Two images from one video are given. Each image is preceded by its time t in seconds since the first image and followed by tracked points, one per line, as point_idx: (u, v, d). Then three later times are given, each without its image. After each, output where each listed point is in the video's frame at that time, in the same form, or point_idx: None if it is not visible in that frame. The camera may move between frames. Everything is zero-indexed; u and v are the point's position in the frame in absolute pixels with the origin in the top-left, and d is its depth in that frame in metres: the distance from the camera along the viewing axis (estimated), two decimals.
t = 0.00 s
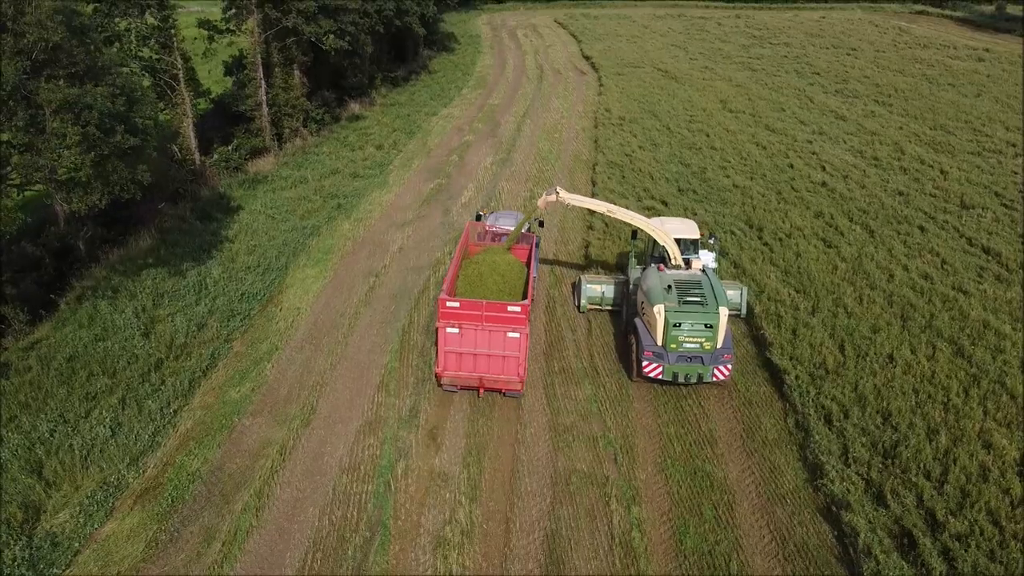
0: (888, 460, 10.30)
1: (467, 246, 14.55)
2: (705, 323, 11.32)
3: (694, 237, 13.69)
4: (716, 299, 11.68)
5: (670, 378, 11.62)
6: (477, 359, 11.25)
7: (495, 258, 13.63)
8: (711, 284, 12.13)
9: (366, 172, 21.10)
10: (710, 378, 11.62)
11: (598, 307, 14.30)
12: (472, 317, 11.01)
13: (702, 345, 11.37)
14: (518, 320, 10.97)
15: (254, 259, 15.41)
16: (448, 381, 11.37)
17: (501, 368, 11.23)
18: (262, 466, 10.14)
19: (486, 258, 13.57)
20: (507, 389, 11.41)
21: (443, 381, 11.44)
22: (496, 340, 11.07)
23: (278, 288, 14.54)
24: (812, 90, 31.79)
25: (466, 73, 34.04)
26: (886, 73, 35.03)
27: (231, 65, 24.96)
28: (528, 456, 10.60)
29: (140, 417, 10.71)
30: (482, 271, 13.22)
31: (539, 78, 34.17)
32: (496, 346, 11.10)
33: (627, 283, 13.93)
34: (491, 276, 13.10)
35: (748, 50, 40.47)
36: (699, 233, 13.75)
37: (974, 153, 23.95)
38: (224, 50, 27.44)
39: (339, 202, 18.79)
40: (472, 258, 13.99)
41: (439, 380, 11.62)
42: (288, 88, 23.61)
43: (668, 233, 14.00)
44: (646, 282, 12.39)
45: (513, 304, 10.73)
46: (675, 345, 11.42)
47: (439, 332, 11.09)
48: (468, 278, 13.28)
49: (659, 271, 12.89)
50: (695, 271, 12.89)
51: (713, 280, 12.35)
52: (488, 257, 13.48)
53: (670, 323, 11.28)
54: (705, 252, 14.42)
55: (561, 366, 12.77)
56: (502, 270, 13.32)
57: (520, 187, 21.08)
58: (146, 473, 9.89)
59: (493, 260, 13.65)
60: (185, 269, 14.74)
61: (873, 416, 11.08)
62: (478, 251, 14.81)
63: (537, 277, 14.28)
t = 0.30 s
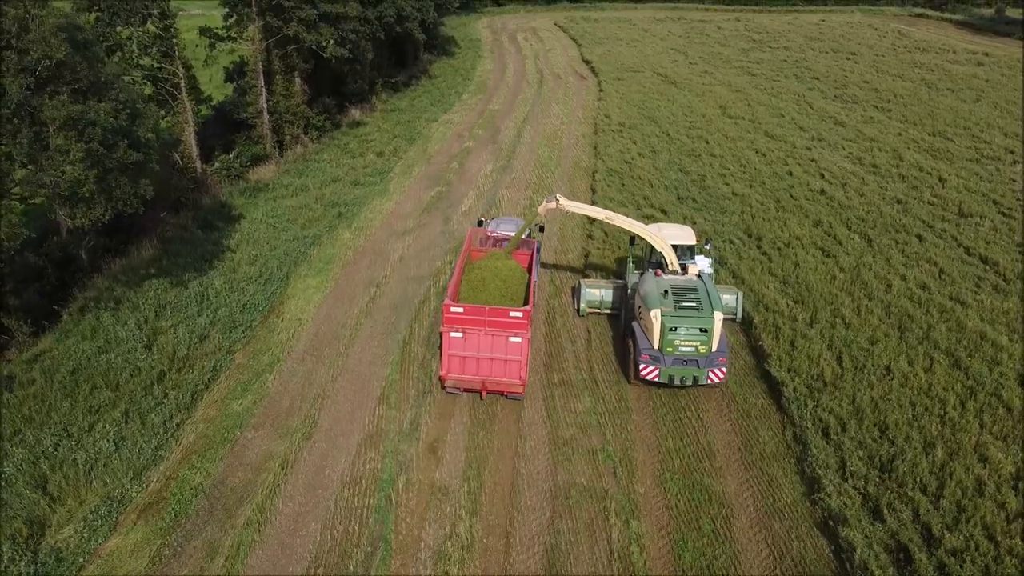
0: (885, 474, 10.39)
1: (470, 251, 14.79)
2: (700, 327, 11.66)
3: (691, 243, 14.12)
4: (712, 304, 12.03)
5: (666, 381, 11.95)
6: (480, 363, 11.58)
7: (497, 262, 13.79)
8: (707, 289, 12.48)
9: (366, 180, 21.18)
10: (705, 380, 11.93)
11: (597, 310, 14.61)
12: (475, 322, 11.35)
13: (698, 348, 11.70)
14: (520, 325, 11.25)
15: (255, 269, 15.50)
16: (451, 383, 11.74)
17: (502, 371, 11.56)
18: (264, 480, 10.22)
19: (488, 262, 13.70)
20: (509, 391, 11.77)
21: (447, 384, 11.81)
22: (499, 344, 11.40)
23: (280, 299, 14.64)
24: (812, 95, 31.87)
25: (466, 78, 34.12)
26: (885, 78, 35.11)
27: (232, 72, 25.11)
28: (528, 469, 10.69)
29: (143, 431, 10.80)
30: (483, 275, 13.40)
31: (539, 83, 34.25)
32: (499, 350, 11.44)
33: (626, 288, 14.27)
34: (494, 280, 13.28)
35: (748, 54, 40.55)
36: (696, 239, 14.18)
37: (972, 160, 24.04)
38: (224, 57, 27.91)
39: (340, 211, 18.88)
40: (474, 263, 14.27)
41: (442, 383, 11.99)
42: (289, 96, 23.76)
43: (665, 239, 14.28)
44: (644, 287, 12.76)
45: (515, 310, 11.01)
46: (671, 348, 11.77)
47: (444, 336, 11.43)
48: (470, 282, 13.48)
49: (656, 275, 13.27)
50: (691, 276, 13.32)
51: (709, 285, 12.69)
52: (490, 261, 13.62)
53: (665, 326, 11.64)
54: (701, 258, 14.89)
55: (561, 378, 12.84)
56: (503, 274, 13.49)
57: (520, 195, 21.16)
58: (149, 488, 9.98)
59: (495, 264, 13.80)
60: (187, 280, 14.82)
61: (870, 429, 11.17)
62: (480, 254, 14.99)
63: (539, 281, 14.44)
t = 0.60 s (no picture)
0: (881, 488, 10.49)
1: (472, 256, 15.15)
2: (694, 331, 11.94)
3: (687, 249, 14.41)
4: (706, 309, 12.31)
5: (661, 383, 12.27)
6: (482, 366, 11.97)
7: (500, 268, 14.18)
8: (702, 294, 12.79)
9: (367, 187, 21.26)
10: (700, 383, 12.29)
11: (596, 314, 15.01)
12: (478, 326, 11.73)
13: (692, 351, 12.00)
14: (521, 330, 11.65)
15: (257, 279, 15.58)
16: (454, 386, 12.14)
17: (504, 374, 11.96)
18: (266, 493, 10.31)
19: (491, 267, 14.10)
20: (510, 394, 12.18)
21: (450, 386, 12.21)
22: (501, 348, 11.82)
23: (281, 309, 14.72)
24: (811, 100, 31.95)
25: (467, 83, 34.20)
26: (885, 83, 35.20)
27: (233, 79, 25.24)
28: (528, 482, 10.78)
29: (145, 444, 10.89)
30: (486, 280, 13.80)
31: (539, 87, 34.33)
32: (501, 353, 11.84)
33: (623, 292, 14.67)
34: (496, 285, 13.72)
35: (748, 58, 40.62)
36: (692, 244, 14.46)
37: (971, 167, 24.13)
38: (225, 65, 27.88)
39: (341, 219, 18.96)
40: (476, 268, 14.61)
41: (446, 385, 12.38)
42: (289, 103, 23.89)
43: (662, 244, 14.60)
44: (640, 293, 13.01)
45: (516, 315, 11.43)
46: (666, 351, 12.05)
47: (447, 340, 11.82)
48: (473, 287, 13.88)
49: (653, 280, 13.66)
50: (687, 281, 13.78)
51: (703, 291, 13.00)
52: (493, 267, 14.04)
53: (661, 330, 11.91)
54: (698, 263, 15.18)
55: (561, 390, 12.93)
56: (506, 279, 13.89)
57: (520, 202, 21.24)
58: (151, 501, 10.07)
59: (498, 270, 14.23)
60: (189, 290, 14.91)
61: (867, 442, 11.27)
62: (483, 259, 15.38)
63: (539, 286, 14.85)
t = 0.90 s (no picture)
0: (877, 501, 10.58)
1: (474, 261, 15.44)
2: (689, 335, 12.34)
3: (683, 255, 14.65)
4: (701, 313, 12.68)
5: (657, 386, 12.63)
6: (484, 369, 12.28)
7: (502, 273, 14.40)
8: (697, 299, 13.16)
9: (367, 195, 21.33)
10: (695, 386, 12.62)
11: (595, 317, 15.38)
12: (480, 331, 12.06)
13: (687, 355, 12.42)
14: (523, 334, 11.96)
15: (258, 289, 15.67)
16: (457, 389, 12.43)
17: (506, 377, 12.26)
18: (268, 507, 10.40)
19: (493, 272, 14.27)
20: (511, 397, 12.48)
21: (453, 389, 12.49)
22: (503, 352, 12.12)
23: (282, 320, 14.81)
24: (810, 106, 32.02)
25: (467, 88, 34.27)
26: (884, 87, 35.28)
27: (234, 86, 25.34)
28: (528, 495, 10.87)
29: (148, 457, 10.98)
30: (488, 285, 14.03)
31: (539, 92, 34.40)
32: (503, 357, 12.14)
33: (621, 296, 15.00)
34: (498, 290, 13.87)
35: (747, 63, 40.69)
36: (688, 251, 14.72)
37: (969, 174, 24.19)
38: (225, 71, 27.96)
39: (342, 228, 19.03)
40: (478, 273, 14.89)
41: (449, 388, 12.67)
42: (290, 111, 23.84)
43: (660, 251, 15.01)
44: (637, 297, 13.38)
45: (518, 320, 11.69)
46: (662, 355, 12.47)
47: (451, 344, 12.13)
48: (475, 292, 14.14)
49: (650, 285, 13.96)
50: (683, 286, 13.88)
51: (698, 295, 13.38)
52: (495, 272, 14.21)
53: (657, 334, 12.30)
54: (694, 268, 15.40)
55: (560, 401, 13.00)
56: (507, 285, 14.10)
57: (520, 210, 21.31)
58: (154, 515, 10.16)
59: (499, 275, 14.44)
60: (190, 301, 15.00)
61: (864, 455, 11.36)
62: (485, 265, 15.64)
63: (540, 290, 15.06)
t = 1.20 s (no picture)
0: (874, 515, 10.68)
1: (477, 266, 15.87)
2: (686, 339, 12.66)
3: (681, 261, 14.88)
4: (697, 318, 13.00)
5: (654, 388, 12.98)
6: (487, 373, 12.62)
7: (504, 279, 14.82)
8: (694, 303, 13.47)
9: (368, 203, 21.42)
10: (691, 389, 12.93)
11: (595, 320, 15.77)
12: (483, 336, 12.41)
13: (683, 359, 12.72)
14: (524, 339, 12.31)
15: (260, 300, 15.76)
16: (461, 391, 12.77)
17: (508, 381, 12.60)
18: (269, 521, 10.48)
19: (495, 277, 14.77)
20: (513, 399, 12.79)
21: (457, 392, 12.83)
22: (505, 355, 12.46)
23: (284, 331, 14.89)
24: (809, 111, 32.12)
25: (467, 93, 34.37)
26: (883, 92, 35.38)
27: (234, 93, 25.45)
28: (528, 509, 10.95)
29: (151, 471, 11.07)
30: (491, 290, 14.47)
31: (539, 97, 34.49)
32: (505, 361, 12.49)
33: (621, 300, 15.32)
34: (500, 295, 14.34)
35: (747, 67, 40.79)
36: (686, 257, 14.95)
37: (968, 181, 24.27)
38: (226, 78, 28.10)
39: (343, 236, 19.11)
40: (481, 278, 15.33)
41: (453, 391, 13.01)
42: (291, 118, 24.09)
43: (658, 256, 15.22)
44: (636, 301, 13.75)
45: (519, 325, 12.08)
46: (659, 358, 12.81)
47: (454, 348, 12.48)
48: (479, 297, 14.56)
49: (648, 290, 14.28)
50: (680, 291, 14.18)
51: (696, 300, 13.70)
52: (496, 277, 14.68)
53: (654, 338, 12.65)
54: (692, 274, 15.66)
55: (560, 413, 13.08)
56: (509, 290, 14.53)
57: (520, 218, 21.40)
58: (157, 529, 10.25)
59: (501, 280, 14.92)
60: (192, 311, 15.10)
61: (861, 468, 11.45)
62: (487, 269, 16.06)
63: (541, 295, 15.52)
